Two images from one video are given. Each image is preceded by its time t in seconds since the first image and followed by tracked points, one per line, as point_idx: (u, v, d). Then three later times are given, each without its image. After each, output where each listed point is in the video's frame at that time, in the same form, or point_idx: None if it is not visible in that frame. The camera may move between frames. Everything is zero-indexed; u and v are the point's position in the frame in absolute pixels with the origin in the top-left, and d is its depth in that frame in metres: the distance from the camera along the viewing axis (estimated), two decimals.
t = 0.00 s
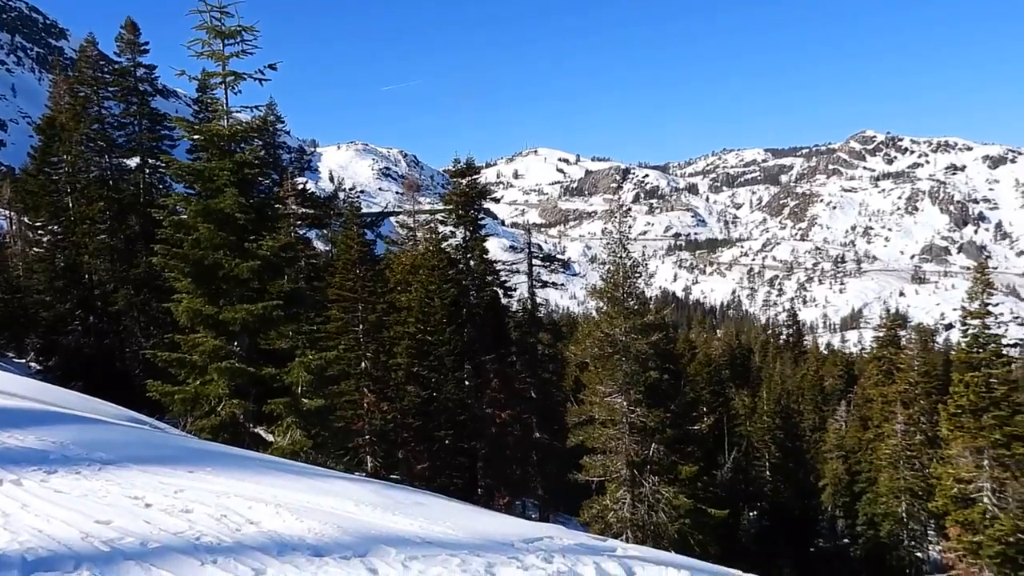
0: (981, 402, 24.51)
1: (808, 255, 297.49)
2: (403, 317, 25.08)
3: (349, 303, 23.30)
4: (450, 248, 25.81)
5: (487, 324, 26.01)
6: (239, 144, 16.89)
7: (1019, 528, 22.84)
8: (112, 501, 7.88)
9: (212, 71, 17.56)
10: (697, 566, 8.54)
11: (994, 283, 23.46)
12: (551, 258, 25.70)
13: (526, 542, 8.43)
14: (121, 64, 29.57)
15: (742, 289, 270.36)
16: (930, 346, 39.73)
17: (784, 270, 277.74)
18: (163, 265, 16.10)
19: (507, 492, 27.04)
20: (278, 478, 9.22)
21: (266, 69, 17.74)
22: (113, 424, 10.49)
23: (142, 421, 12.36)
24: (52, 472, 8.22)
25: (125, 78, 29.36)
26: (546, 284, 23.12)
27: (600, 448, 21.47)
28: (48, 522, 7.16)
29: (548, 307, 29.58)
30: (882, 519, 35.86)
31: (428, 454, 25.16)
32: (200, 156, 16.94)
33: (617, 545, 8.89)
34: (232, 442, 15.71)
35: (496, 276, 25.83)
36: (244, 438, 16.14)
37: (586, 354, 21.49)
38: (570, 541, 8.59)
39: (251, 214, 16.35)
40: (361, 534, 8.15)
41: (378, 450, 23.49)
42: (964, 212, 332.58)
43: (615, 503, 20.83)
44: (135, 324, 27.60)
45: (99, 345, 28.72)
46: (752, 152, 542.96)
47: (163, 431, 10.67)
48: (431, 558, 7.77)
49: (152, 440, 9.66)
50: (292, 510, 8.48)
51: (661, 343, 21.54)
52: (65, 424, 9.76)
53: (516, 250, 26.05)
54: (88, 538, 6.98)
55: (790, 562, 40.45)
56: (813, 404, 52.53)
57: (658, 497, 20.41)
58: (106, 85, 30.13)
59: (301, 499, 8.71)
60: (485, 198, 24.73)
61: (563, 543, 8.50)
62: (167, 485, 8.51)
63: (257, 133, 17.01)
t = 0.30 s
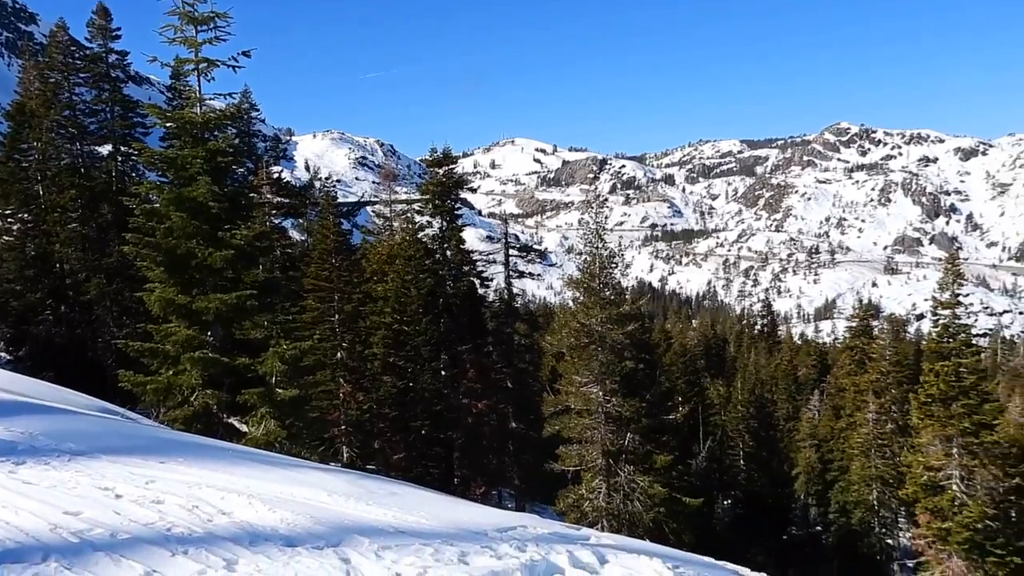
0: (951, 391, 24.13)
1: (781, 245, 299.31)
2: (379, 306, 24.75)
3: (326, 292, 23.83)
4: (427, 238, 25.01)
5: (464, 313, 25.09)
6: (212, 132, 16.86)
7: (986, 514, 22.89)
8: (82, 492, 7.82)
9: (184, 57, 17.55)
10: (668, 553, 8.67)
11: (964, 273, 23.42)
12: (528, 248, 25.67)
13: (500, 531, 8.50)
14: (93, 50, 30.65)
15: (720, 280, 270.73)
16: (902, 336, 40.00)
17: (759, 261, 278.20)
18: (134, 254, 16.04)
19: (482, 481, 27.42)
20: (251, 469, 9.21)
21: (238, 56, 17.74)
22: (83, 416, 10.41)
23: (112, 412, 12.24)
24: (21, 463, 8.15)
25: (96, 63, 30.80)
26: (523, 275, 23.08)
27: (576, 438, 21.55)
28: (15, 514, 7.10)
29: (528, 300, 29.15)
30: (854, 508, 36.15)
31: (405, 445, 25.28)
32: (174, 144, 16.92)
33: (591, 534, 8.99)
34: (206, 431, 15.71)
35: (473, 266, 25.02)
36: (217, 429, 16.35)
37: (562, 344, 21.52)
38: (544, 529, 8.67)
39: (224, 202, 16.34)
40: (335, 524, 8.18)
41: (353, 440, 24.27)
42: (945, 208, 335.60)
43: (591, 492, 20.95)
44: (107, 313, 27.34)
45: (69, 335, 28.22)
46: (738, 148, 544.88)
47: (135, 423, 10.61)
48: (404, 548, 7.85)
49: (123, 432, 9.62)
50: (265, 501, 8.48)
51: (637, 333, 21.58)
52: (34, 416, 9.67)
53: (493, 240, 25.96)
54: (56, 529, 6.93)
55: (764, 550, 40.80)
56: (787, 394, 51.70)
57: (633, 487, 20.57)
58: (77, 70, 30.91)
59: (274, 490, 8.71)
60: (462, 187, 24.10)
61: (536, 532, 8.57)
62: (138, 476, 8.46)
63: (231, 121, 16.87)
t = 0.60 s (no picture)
0: (921, 381, 24.10)
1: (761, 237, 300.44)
2: (355, 300, 25.16)
3: (300, 284, 23.30)
4: (403, 229, 24.93)
5: (439, 306, 25.00)
6: (184, 123, 16.94)
7: (955, 502, 22.89)
8: (51, 486, 7.75)
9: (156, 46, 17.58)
10: (639, 542, 8.83)
11: (934, 266, 23.77)
12: (504, 240, 25.67)
13: (474, 522, 8.55)
14: (62, 38, 30.69)
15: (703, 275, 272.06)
16: (874, 327, 40.38)
17: (733, 252, 278.20)
18: (104, 245, 16.00)
19: (459, 474, 27.04)
20: (224, 463, 9.17)
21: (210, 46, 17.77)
22: (52, 410, 10.29)
23: (84, 406, 12.22)
24: None
25: (66, 53, 31.23)
26: (500, 267, 22.94)
27: (552, 430, 21.57)
28: None
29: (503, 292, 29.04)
30: (827, 497, 36.41)
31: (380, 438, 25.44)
32: (146, 135, 16.99)
33: (565, 524, 9.10)
34: (179, 425, 15.71)
35: (449, 258, 24.84)
36: (190, 423, 16.03)
37: (538, 337, 21.53)
38: (518, 520, 8.77)
39: (197, 193, 16.36)
40: (308, 516, 8.19)
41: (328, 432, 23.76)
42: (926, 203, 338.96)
43: (567, 484, 21.01)
44: (78, 306, 27.53)
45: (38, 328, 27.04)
46: (715, 139, 544.95)
47: (105, 417, 10.52)
48: (378, 539, 7.91)
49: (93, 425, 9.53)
50: (237, 494, 8.46)
51: (613, 324, 21.61)
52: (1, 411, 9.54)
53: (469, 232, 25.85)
54: (23, 524, 6.86)
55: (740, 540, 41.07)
56: (761, 384, 51.81)
57: (609, 478, 20.68)
58: (47, 60, 31.00)
59: (247, 483, 8.69)
60: (438, 179, 23.85)
61: (510, 523, 8.67)
62: (109, 470, 8.39)
63: (204, 112, 16.96)
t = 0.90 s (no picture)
0: (892, 369, 23.99)
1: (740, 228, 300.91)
2: (330, 290, 24.93)
3: (274, 275, 22.96)
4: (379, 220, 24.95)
5: (414, 297, 24.86)
6: (155, 111, 17.02)
7: (925, 489, 22.87)
8: (20, 478, 7.67)
9: (125, 33, 17.48)
10: (611, 531, 9.02)
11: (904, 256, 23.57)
12: (479, 231, 25.63)
13: (448, 512, 8.61)
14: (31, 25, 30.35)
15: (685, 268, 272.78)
16: (846, 317, 40.82)
17: (709, 243, 278.23)
18: (74, 236, 16.00)
19: (435, 464, 27.15)
20: (196, 455, 9.13)
21: (181, 33, 17.70)
22: (21, 402, 10.16)
23: (54, 398, 12.14)
24: None
25: (33, 39, 30.92)
26: (475, 257, 23.06)
27: (528, 420, 21.61)
28: None
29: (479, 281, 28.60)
30: (799, 484, 36.71)
31: (357, 429, 24.77)
32: (117, 124, 17.03)
33: (538, 513, 9.24)
34: (150, 416, 15.90)
35: (424, 249, 24.77)
36: (162, 413, 16.39)
37: (514, 327, 21.53)
38: (492, 509, 8.88)
39: (169, 182, 16.46)
40: (282, 507, 8.19)
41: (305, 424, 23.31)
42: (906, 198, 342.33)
43: (542, 473, 21.10)
44: (48, 297, 27.14)
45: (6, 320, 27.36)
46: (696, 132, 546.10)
47: (76, 410, 10.43)
48: (352, 529, 7.92)
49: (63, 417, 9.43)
50: (210, 485, 8.44)
51: (589, 314, 21.66)
52: None
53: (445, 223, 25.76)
54: None
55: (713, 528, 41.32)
56: (735, 373, 51.99)
57: (584, 467, 20.83)
58: (14, 47, 30.67)
59: (220, 474, 8.67)
60: (414, 169, 23.71)
61: (485, 512, 8.77)
62: (79, 462, 8.32)
63: (174, 101, 17.03)
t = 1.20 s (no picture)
0: (864, 359, 22.96)
1: (722, 220, 302.17)
2: (306, 281, 24.65)
3: (250, 267, 22.93)
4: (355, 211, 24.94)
5: (391, 288, 24.99)
6: (126, 101, 17.06)
7: (897, 477, 21.89)
8: None
9: (95, 22, 17.46)
10: (587, 520, 9.12)
11: (877, 245, 23.23)
12: (456, 222, 25.61)
13: (424, 503, 8.68)
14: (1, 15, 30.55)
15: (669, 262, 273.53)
16: (819, 307, 41.21)
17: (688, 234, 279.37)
18: (45, 227, 15.96)
19: (412, 456, 26.50)
20: (170, 449, 9.11)
21: (152, 23, 17.74)
22: None
23: (24, 391, 12.01)
24: None
25: (3, 28, 30.58)
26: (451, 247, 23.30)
27: (505, 411, 21.63)
28: None
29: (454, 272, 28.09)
30: (774, 473, 36.90)
31: (333, 421, 25.28)
32: (89, 114, 17.03)
33: (514, 504, 9.35)
34: (124, 409, 16.11)
35: (401, 240, 24.86)
36: (135, 407, 16.54)
37: (491, 319, 21.55)
38: (467, 500, 8.96)
39: (141, 173, 16.48)
40: (256, 499, 8.19)
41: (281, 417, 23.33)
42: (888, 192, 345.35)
43: (519, 465, 21.13)
44: (19, 290, 26.43)
45: None
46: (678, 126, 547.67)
47: (48, 405, 10.35)
48: (327, 521, 7.91)
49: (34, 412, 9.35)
50: (183, 478, 8.43)
51: (566, 305, 21.66)
52: None
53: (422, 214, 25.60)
54: None
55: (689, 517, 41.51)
56: (711, 364, 52.07)
57: (561, 458, 20.89)
58: None
59: (194, 468, 8.65)
60: (390, 160, 23.92)
61: (461, 503, 8.85)
62: (50, 456, 8.26)
63: (146, 91, 17.08)
